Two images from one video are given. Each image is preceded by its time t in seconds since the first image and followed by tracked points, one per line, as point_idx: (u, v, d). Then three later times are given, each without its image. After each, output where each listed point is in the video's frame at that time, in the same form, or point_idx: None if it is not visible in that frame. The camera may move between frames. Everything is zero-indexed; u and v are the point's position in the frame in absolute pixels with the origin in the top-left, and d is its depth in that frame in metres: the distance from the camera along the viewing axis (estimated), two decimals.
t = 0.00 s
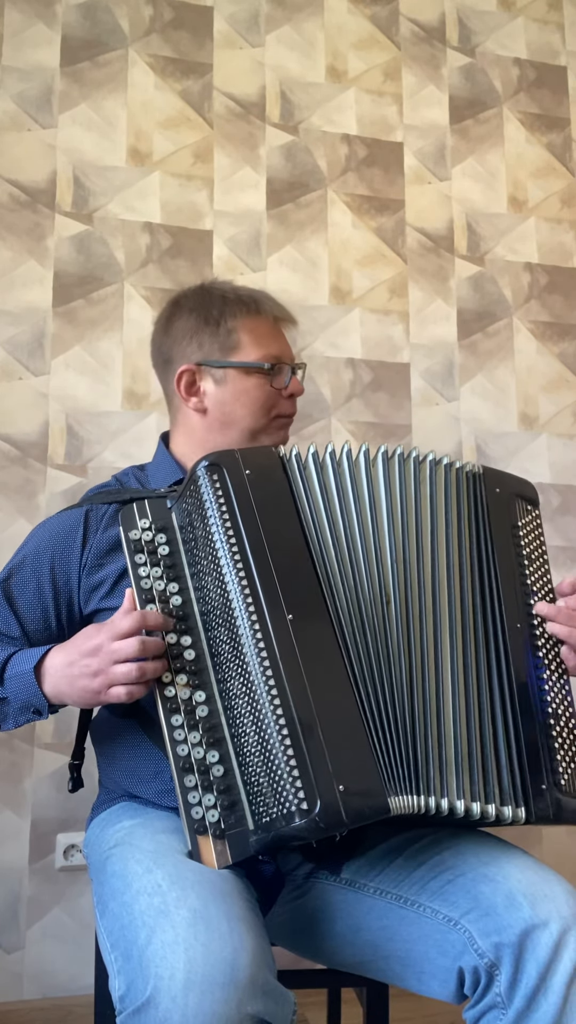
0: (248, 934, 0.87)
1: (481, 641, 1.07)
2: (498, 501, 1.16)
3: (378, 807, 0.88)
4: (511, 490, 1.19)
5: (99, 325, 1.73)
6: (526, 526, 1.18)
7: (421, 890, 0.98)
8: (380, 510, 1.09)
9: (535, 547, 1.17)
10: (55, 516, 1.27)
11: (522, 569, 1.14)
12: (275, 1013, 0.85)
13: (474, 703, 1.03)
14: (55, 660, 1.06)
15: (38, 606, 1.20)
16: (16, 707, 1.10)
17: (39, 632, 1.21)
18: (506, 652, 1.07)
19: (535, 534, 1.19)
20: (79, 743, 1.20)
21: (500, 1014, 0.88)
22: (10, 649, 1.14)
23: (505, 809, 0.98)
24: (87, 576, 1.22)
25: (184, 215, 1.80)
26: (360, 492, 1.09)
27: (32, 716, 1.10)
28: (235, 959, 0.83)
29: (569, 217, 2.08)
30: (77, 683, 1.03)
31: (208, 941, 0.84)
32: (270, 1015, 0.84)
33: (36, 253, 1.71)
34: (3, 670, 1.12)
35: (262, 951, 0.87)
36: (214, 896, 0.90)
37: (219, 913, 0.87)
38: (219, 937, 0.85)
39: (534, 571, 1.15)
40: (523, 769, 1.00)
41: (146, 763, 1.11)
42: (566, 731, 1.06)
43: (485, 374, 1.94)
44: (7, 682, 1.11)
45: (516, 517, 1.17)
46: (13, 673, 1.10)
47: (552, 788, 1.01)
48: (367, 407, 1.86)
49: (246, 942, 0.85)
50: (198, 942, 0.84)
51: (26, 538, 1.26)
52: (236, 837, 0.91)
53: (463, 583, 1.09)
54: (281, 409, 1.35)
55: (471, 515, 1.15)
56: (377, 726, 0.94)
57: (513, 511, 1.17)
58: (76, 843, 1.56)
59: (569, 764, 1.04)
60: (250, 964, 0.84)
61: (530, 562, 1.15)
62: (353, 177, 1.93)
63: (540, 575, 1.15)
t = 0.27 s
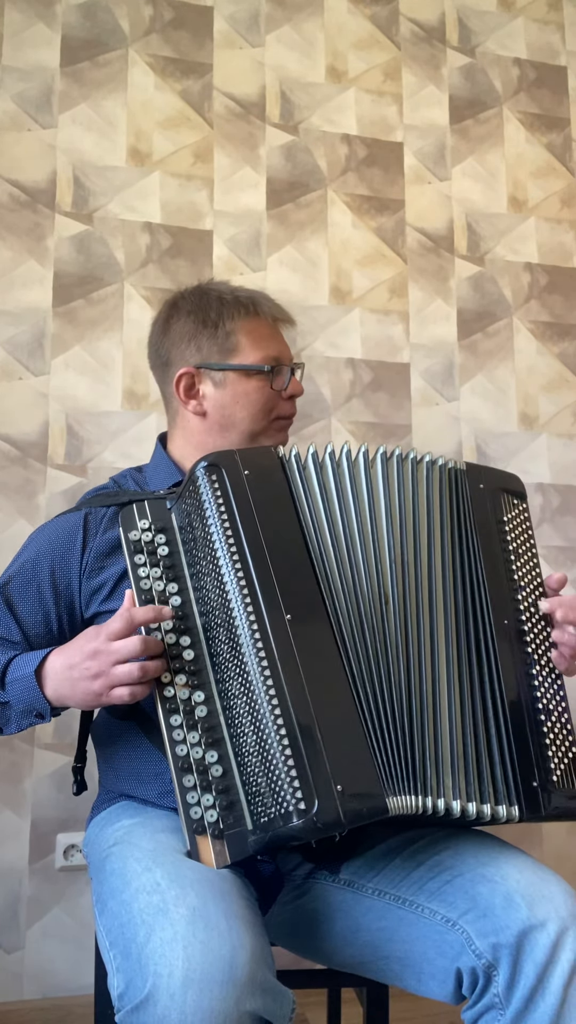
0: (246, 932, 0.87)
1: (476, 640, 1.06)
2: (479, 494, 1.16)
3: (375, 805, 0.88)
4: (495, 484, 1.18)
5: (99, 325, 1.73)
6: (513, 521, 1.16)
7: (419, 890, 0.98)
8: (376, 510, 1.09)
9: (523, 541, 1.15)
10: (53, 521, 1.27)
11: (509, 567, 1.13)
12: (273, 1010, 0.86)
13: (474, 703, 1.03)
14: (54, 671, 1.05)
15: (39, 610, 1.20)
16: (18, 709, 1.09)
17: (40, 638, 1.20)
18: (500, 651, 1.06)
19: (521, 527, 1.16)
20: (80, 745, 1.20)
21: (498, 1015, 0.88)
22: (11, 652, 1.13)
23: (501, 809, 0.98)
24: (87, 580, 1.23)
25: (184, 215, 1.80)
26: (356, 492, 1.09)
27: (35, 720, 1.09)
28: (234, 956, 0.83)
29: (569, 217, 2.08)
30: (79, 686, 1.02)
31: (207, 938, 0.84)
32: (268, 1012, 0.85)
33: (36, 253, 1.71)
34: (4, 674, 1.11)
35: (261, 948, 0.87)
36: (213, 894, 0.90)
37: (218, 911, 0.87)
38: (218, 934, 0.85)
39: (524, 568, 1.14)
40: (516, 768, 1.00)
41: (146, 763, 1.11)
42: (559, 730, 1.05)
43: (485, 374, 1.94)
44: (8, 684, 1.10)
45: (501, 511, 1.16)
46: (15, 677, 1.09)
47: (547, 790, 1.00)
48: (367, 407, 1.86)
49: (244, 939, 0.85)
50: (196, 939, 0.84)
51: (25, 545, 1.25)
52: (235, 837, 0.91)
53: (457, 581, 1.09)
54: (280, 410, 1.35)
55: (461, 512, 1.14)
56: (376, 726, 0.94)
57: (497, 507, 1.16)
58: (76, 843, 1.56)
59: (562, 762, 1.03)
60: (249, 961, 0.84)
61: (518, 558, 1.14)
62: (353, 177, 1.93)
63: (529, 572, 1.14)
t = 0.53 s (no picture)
0: (246, 930, 0.87)
1: (471, 639, 1.06)
2: (472, 492, 1.13)
3: (372, 805, 0.88)
4: (487, 481, 1.15)
5: (99, 325, 1.73)
6: (505, 517, 1.14)
7: (417, 891, 0.98)
8: (372, 510, 1.09)
9: (516, 536, 1.14)
10: (54, 525, 1.26)
11: (501, 562, 1.11)
12: (272, 1009, 0.85)
13: (471, 703, 1.02)
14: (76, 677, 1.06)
15: (44, 615, 1.20)
16: (37, 712, 1.09)
17: (48, 641, 1.21)
18: (496, 651, 1.06)
19: (515, 524, 1.14)
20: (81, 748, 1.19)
21: (496, 1016, 0.88)
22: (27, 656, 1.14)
23: (496, 807, 0.98)
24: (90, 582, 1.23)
25: (184, 215, 1.80)
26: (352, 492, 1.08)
27: (52, 721, 1.09)
28: (233, 955, 0.83)
29: (569, 217, 2.08)
30: (99, 682, 1.02)
31: (206, 937, 0.84)
32: (268, 1010, 0.85)
33: (36, 253, 1.71)
34: (23, 677, 1.12)
35: (260, 946, 0.87)
36: (212, 892, 0.90)
37: (218, 909, 0.87)
38: (217, 932, 0.84)
39: (516, 565, 1.12)
40: (512, 769, 1.00)
41: (146, 763, 1.11)
42: (556, 729, 1.04)
43: (484, 374, 1.94)
44: (28, 687, 1.10)
45: (493, 507, 1.14)
46: (36, 679, 1.10)
47: (540, 788, 1.00)
48: (367, 407, 1.86)
49: (244, 937, 0.85)
50: (196, 937, 0.84)
51: (28, 550, 1.25)
52: (234, 838, 0.91)
53: (453, 580, 1.08)
54: (264, 400, 1.33)
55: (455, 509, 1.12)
56: (374, 726, 0.94)
57: (489, 503, 1.14)
58: (76, 843, 1.56)
59: (556, 761, 1.03)
60: (248, 959, 0.84)
61: (511, 553, 1.12)
62: (353, 177, 1.93)
63: (523, 570, 1.12)
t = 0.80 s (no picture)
0: (245, 930, 0.87)
1: (466, 637, 1.04)
2: (459, 491, 1.12)
3: (371, 806, 0.88)
4: (475, 478, 1.13)
5: (99, 325, 1.73)
6: (496, 514, 1.12)
7: (416, 891, 0.98)
8: (369, 509, 1.08)
9: (506, 532, 1.12)
10: (54, 525, 1.26)
11: (489, 557, 1.09)
12: (270, 1008, 0.85)
13: (468, 701, 1.01)
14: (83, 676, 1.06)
15: (48, 615, 1.20)
16: (46, 713, 1.09)
17: (53, 641, 1.21)
18: (486, 650, 1.04)
19: (506, 521, 1.13)
20: (81, 749, 1.19)
21: (494, 1017, 0.88)
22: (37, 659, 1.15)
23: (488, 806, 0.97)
24: (93, 582, 1.23)
25: (184, 215, 1.80)
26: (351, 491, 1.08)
27: (62, 722, 1.09)
28: (232, 955, 0.83)
29: (569, 217, 2.08)
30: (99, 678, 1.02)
31: (205, 937, 0.84)
32: (267, 1010, 0.85)
33: (36, 253, 1.71)
34: (32, 678, 1.12)
35: (259, 946, 0.87)
36: (211, 892, 0.90)
37: (217, 909, 0.87)
38: (216, 932, 0.85)
39: (506, 559, 1.10)
40: (496, 768, 0.98)
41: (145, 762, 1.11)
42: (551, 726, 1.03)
43: (484, 374, 1.94)
44: (37, 689, 1.11)
45: (483, 506, 1.12)
46: (44, 680, 1.10)
47: (533, 785, 0.98)
48: (367, 407, 1.86)
49: (243, 937, 0.85)
50: (195, 938, 0.84)
51: (30, 548, 1.25)
52: (232, 839, 0.91)
53: (448, 577, 1.07)
54: (213, 397, 1.30)
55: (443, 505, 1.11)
56: (374, 726, 0.94)
57: (478, 498, 1.12)
58: (76, 843, 1.56)
59: (550, 757, 1.01)
60: (247, 959, 0.84)
61: (500, 548, 1.10)
62: (353, 177, 1.93)
63: (514, 564, 1.10)
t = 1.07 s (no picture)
0: (245, 930, 0.87)
1: (457, 633, 1.03)
2: (443, 487, 1.11)
3: (370, 805, 0.88)
4: (459, 471, 1.12)
5: (99, 325, 1.73)
6: (480, 508, 1.11)
7: (415, 891, 0.98)
8: (365, 508, 1.08)
9: (493, 526, 1.11)
10: (52, 527, 1.27)
11: (476, 553, 1.08)
12: (271, 1008, 0.85)
13: (463, 699, 1.00)
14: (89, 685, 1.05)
15: (49, 616, 1.20)
16: (53, 720, 1.09)
17: (55, 643, 1.21)
18: (472, 648, 1.02)
19: (492, 515, 1.11)
20: (80, 752, 1.19)
21: (495, 1017, 0.87)
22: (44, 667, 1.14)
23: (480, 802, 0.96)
24: (92, 582, 1.23)
25: (184, 215, 1.80)
26: (347, 488, 1.07)
27: (70, 731, 1.08)
28: (233, 955, 0.83)
29: (569, 217, 2.08)
30: (102, 684, 1.02)
31: (206, 937, 0.84)
32: (268, 1010, 0.85)
33: (36, 253, 1.71)
34: (39, 687, 1.11)
35: (259, 945, 0.87)
36: (212, 891, 0.90)
37: (217, 909, 0.87)
38: (217, 932, 0.84)
39: (492, 553, 1.09)
40: (485, 766, 0.97)
41: (145, 762, 1.11)
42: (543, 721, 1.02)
43: (485, 374, 1.94)
44: (45, 697, 1.10)
45: (467, 499, 1.11)
46: (53, 690, 1.09)
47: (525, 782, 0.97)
48: (367, 407, 1.86)
49: (243, 936, 0.85)
50: (195, 938, 0.84)
51: (29, 549, 1.25)
52: (231, 839, 0.91)
53: (440, 573, 1.06)
54: (190, 398, 1.30)
55: (427, 503, 1.10)
56: (372, 725, 0.94)
57: (463, 494, 1.11)
58: (76, 843, 1.56)
59: (539, 752, 1.00)
60: (248, 959, 0.84)
61: (486, 543, 1.09)
62: (353, 177, 1.93)
63: (500, 560, 1.09)
